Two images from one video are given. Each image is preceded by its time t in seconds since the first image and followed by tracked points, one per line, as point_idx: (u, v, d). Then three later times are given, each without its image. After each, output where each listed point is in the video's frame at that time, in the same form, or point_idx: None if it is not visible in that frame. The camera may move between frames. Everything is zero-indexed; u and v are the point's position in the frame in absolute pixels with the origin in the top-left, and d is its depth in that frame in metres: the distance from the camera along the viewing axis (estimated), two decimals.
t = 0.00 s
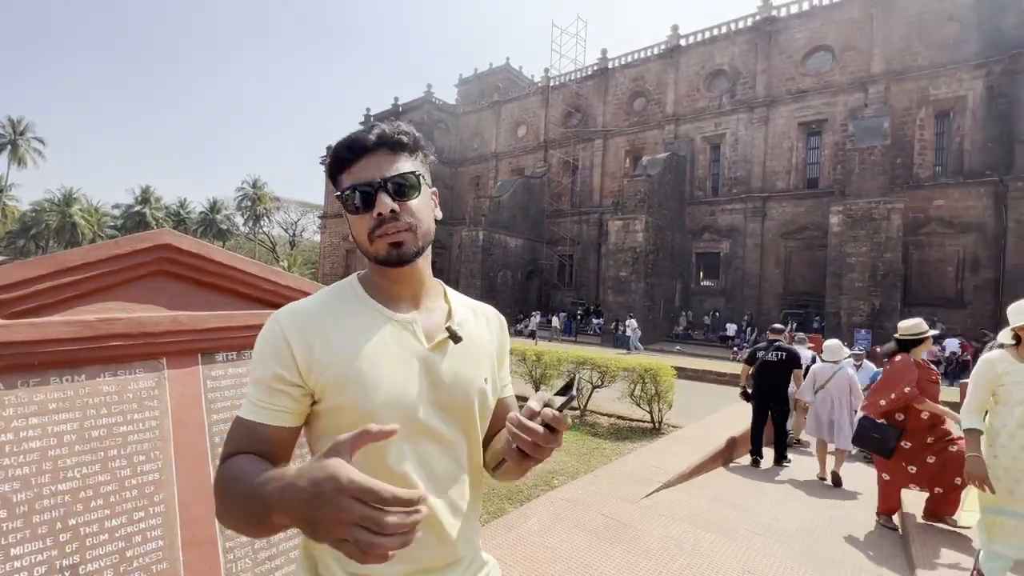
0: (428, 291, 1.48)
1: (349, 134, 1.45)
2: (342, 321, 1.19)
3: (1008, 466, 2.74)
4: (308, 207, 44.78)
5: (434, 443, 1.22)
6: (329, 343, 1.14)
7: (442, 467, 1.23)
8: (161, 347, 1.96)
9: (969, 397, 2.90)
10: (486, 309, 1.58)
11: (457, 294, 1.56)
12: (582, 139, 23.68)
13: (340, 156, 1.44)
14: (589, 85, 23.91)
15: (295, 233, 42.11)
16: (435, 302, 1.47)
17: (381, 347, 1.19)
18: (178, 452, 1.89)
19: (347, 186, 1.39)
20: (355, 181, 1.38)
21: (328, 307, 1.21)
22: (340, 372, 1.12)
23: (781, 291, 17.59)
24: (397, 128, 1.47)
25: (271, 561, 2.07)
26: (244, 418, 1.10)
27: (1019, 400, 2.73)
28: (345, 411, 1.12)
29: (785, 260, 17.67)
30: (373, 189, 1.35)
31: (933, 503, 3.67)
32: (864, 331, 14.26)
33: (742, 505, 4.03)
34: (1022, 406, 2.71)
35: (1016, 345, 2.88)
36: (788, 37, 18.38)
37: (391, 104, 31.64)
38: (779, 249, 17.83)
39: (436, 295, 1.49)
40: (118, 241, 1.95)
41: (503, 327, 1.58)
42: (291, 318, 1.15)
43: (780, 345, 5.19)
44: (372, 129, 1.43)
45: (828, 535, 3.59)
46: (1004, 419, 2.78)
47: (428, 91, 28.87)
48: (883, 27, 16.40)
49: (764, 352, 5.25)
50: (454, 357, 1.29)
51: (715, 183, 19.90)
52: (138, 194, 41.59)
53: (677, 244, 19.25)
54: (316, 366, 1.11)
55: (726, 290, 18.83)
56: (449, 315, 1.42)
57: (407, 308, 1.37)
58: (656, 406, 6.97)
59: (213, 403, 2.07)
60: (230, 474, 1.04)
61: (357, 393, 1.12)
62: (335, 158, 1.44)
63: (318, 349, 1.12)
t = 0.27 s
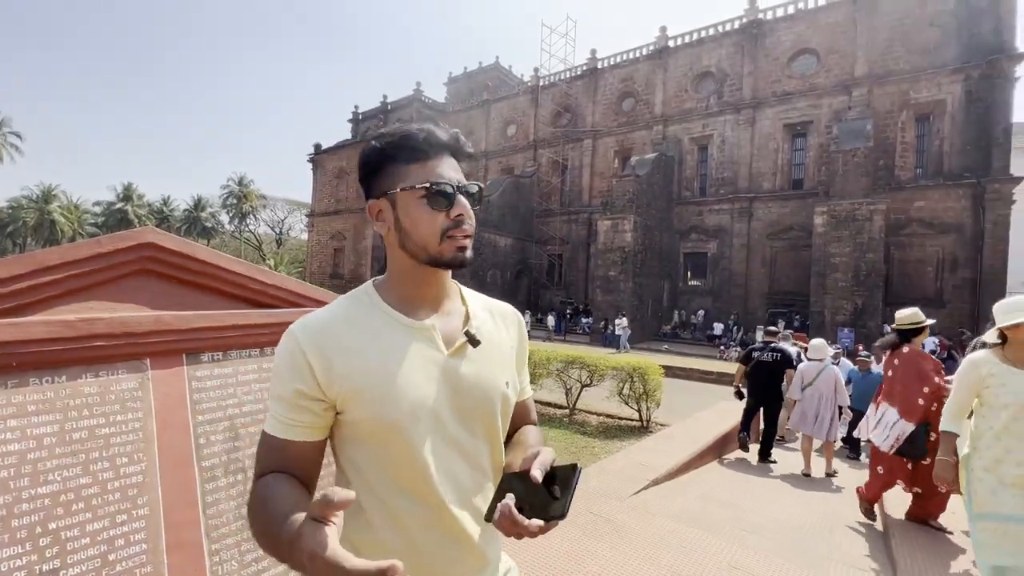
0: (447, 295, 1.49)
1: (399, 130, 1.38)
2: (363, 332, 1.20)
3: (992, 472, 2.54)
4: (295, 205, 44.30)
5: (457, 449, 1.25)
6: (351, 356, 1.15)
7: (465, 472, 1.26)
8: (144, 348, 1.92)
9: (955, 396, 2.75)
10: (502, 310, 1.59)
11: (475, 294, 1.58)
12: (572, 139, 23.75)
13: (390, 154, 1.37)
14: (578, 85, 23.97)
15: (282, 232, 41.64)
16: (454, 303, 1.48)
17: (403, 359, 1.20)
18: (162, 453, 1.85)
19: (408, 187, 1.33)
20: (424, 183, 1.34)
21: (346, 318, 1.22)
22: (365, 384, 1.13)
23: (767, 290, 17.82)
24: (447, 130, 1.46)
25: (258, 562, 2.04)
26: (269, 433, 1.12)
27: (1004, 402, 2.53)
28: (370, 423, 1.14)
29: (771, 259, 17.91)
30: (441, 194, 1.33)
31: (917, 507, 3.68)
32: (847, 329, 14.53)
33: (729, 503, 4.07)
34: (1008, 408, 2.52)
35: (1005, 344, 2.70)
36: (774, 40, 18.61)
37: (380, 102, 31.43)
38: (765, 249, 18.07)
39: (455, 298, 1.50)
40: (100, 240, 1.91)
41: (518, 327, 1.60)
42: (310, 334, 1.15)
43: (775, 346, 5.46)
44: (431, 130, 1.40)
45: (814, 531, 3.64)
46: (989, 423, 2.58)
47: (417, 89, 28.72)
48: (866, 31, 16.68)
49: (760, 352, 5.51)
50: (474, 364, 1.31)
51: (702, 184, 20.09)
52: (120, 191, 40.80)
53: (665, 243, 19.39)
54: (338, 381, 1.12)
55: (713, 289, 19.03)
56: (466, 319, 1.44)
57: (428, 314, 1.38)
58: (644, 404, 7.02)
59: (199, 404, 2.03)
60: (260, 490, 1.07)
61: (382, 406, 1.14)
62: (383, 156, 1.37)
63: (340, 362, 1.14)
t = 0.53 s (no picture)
0: (499, 302, 1.52)
1: (488, 147, 1.40)
2: (436, 333, 1.21)
3: (973, 481, 2.42)
4: (287, 203, 44.02)
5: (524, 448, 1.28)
6: (430, 355, 1.16)
7: (530, 472, 1.29)
8: (132, 349, 1.89)
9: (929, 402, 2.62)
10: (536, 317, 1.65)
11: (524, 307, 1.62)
12: (565, 138, 23.80)
13: (477, 168, 1.38)
14: (571, 85, 24.02)
15: (273, 230, 41.34)
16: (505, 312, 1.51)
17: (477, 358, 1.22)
18: (151, 454, 1.83)
19: (497, 202, 1.36)
20: (513, 201, 1.37)
21: (418, 319, 1.22)
22: (445, 382, 1.15)
23: (758, 290, 17.97)
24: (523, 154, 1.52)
25: (250, 563, 1.99)
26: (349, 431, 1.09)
27: (981, 407, 2.41)
28: (449, 422, 1.15)
29: (762, 259, 18.07)
30: (529, 211, 1.38)
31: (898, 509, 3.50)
32: (836, 328, 14.71)
33: (722, 501, 4.09)
34: (987, 413, 2.40)
35: (976, 346, 2.61)
36: (765, 41, 18.75)
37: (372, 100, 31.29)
38: (756, 249, 18.22)
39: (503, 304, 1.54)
40: (87, 239, 1.88)
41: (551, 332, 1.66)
42: (388, 333, 1.14)
43: (770, 347, 5.56)
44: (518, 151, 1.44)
45: (806, 527, 3.68)
46: (966, 429, 2.47)
47: (410, 87, 28.62)
48: (855, 33, 16.87)
49: (755, 353, 5.58)
50: (532, 364, 1.35)
51: (694, 184, 20.22)
52: (109, 189, 40.33)
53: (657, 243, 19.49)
54: (420, 379, 1.12)
55: (705, 289, 19.16)
56: (517, 324, 1.48)
57: (486, 319, 1.41)
58: (637, 403, 7.06)
59: (189, 405, 2.00)
60: (345, 492, 1.04)
61: (462, 404, 1.15)
62: (469, 169, 1.38)
63: (423, 362, 1.14)
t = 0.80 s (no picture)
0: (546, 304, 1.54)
1: (530, 162, 1.46)
2: (507, 324, 1.24)
3: (943, 473, 2.45)
4: (273, 200, 43.47)
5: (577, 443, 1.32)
6: (507, 346, 1.18)
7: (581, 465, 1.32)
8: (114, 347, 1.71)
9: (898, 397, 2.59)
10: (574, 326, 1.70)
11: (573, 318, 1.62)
12: (555, 136, 23.81)
13: (519, 179, 1.44)
14: (561, 83, 24.06)
15: (259, 228, 40.78)
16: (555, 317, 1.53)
17: (544, 353, 1.25)
18: (133, 452, 1.65)
19: (533, 205, 1.39)
20: (552, 203, 1.39)
21: (491, 312, 1.24)
22: (522, 371, 1.18)
23: (746, 287, 18.15)
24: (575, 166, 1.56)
25: (236, 562, 1.79)
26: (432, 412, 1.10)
27: (951, 400, 2.42)
28: (519, 409, 1.17)
29: (750, 257, 18.25)
30: (565, 212, 1.38)
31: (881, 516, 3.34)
32: (821, 326, 14.99)
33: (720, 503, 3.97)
34: (955, 407, 2.42)
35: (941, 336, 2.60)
36: (752, 41, 18.94)
37: (361, 96, 31.01)
38: (744, 247, 18.40)
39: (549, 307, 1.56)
40: (64, 234, 1.82)
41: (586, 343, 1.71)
42: (471, 320, 1.17)
43: (755, 346, 5.70)
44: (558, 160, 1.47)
45: (803, 525, 3.65)
46: (935, 421, 2.49)
47: (399, 84, 28.42)
48: (840, 34, 17.11)
49: (741, 352, 5.74)
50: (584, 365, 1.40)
51: (682, 182, 20.36)
52: (89, 184, 39.44)
53: (646, 241, 19.55)
54: (500, 366, 1.15)
55: (693, 286, 19.30)
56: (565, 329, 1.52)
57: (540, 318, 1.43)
58: (624, 401, 7.12)
59: (171, 404, 1.81)
60: (433, 468, 1.05)
61: (533, 395, 1.17)
62: (514, 181, 1.44)
63: (499, 349, 1.17)
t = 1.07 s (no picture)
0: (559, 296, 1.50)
1: (546, 158, 1.40)
2: (520, 307, 1.21)
3: (875, 466, 2.33)
4: (239, 187, 41.96)
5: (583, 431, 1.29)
6: (519, 329, 1.16)
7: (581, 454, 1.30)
8: (61, 340, 1.60)
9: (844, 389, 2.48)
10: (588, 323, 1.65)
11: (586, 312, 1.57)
12: (529, 129, 23.75)
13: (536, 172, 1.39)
14: (536, 75, 23.99)
15: (223, 216, 39.32)
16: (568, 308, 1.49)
17: (554, 339, 1.23)
18: (79, 445, 1.54)
19: (547, 199, 1.35)
20: (566, 197, 1.34)
21: (505, 295, 1.22)
22: (532, 354, 1.16)
23: (713, 281, 18.66)
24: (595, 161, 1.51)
25: (192, 561, 1.71)
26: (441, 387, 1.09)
27: (889, 393, 2.30)
28: (524, 392, 1.15)
29: (717, 252, 18.75)
30: (581, 207, 1.34)
31: (831, 497, 3.57)
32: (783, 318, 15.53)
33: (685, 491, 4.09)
34: (891, 400, 2.30)
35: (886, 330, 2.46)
36: (722, 40, 19.31)
37: (331, 83, 30.17)
38: (711, 242, 18.88)
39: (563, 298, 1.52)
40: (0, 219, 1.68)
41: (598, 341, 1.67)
42: (485, 301, 1.15)
43: (723, 337, 5.91)
44: (575, 154, 1.42)
45: (761, 509, 3.80)
46: (873, 415, 2.37)
47: (370, 71, 27.76)
48: (805, 36, 17.63)
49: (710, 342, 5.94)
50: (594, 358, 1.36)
51: (654, 177, 20.68)
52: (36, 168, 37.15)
53: (618, 234, 19.80)
54: (510, 347, 1.13)
55: (663, 280, 19.71)
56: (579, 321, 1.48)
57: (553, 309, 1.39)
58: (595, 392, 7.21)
59: (122, 399, 1.71)
60: (438, 439, 1.06)
61: (541, 379, 1.16)
62: (532, 175, 1.40)
63: (511, 330, 1.15)
